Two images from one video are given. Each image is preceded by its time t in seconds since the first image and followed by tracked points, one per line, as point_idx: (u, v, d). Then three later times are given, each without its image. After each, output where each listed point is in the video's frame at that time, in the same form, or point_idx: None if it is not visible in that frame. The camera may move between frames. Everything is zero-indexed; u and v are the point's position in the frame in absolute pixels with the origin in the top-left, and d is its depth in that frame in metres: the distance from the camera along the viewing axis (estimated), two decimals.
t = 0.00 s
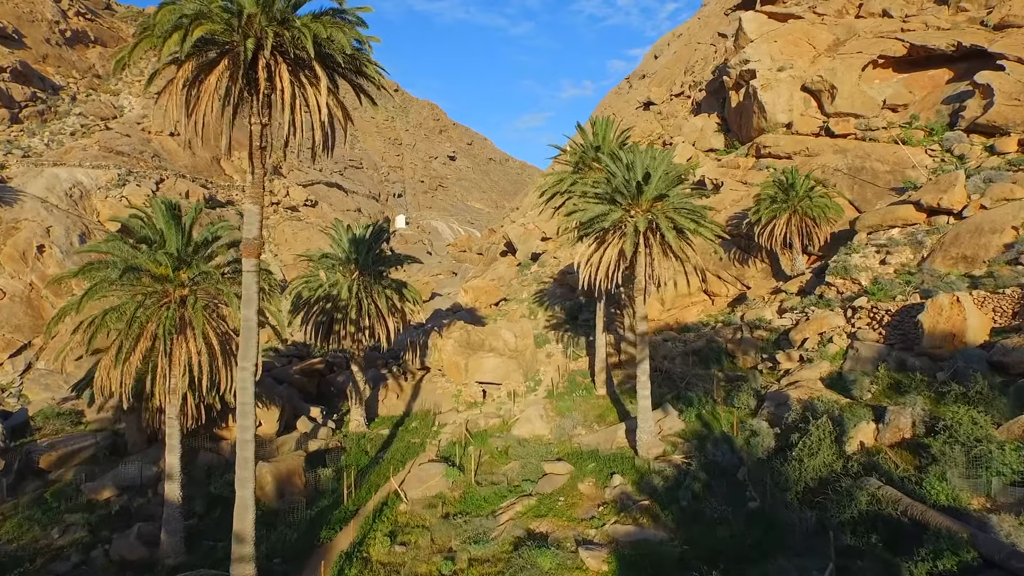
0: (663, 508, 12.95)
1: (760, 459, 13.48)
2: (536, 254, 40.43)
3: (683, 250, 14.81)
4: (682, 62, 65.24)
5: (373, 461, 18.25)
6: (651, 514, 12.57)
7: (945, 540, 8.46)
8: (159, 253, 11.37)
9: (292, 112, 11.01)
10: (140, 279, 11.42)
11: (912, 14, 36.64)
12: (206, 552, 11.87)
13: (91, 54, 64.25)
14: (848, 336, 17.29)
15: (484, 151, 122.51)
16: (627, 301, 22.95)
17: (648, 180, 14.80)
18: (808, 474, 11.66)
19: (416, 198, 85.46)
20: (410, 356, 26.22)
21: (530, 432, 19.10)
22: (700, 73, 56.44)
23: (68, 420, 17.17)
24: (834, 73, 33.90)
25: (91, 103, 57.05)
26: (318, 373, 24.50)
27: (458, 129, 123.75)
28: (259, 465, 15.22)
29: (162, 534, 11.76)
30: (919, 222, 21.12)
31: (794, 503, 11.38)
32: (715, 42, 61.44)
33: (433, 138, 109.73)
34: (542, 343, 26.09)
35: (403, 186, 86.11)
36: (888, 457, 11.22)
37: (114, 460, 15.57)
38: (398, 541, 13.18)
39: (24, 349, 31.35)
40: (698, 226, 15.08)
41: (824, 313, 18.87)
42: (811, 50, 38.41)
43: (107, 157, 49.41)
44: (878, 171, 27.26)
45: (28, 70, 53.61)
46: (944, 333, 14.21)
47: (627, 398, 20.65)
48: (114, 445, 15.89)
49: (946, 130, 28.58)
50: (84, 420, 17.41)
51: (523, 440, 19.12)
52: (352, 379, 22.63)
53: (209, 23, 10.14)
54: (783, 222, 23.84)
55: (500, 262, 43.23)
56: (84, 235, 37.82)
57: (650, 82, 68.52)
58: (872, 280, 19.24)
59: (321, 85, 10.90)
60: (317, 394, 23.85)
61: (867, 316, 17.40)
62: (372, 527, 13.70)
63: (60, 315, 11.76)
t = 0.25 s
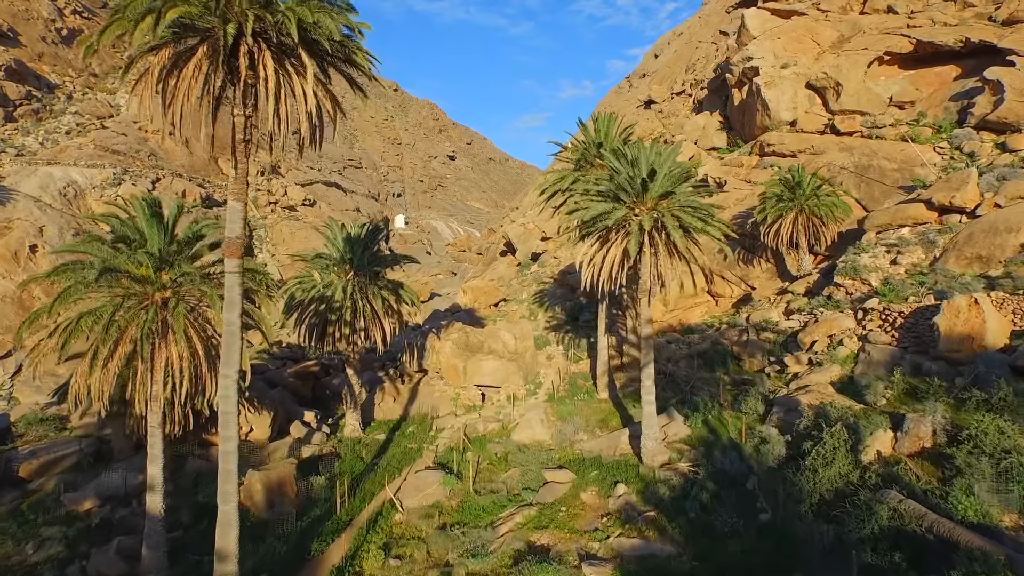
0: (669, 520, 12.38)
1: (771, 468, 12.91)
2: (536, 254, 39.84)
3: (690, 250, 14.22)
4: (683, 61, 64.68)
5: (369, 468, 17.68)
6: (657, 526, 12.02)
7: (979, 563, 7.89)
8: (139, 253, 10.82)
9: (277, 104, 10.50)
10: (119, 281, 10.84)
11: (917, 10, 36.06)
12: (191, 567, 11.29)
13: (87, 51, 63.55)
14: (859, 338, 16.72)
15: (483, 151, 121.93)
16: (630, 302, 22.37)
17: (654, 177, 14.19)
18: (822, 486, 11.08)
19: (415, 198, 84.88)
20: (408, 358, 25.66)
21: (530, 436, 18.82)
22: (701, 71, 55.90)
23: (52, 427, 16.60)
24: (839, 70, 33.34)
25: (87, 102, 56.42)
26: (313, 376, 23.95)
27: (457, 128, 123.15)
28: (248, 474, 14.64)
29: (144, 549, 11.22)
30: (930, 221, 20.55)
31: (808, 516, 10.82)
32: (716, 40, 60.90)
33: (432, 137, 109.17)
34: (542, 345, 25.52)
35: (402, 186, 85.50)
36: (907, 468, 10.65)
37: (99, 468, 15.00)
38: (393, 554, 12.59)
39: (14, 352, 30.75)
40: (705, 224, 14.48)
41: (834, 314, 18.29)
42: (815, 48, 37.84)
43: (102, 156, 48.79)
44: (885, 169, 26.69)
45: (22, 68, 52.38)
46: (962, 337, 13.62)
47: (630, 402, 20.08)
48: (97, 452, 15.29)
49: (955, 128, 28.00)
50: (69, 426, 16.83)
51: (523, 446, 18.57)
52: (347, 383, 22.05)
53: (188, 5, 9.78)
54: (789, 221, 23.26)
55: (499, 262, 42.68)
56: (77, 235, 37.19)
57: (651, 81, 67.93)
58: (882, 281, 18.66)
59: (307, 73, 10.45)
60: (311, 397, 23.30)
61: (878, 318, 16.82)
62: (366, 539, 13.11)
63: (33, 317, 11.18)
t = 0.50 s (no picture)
0: (677, 533, 11.82)
1: (783, 478, 12.35)
2: (537, 254, 39.26)
3: (696, 251, 13.66)
4: (684, 59, 64.08)
5: (364, 475, 17.10)
6: (664, 540, 11.48)
7: None
8: (115, 254, 10.27)
9: (259, 91, 10.40)
10: (94, 282, 10.31)
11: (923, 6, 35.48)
12: None
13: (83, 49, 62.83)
14: (872, 341, 16.15)
15: (483, 150, 121.28)
16: (632, 303, 21.78)
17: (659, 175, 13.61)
18: (839, 498, 10.53)
19: (415, 197, 84.30)
20: (405, 360, 25.10)
21: (531, 442, 18.29)
22: (703, 70, 55.31)
23: (35, 433, 16.01)
24: (845, 66, 32.76)
25: (82, 100, 55.75)
26: (308, 379, 23.39)
27: (456, 128, 122.53)
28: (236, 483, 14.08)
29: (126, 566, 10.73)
30: (942, 220, 19.98)
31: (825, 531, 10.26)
32: (718, 38, 60.32)
33: (432, 137, 108.52)
34: (543, 347, 24.94)
35: (401, 186, 84.84)
36: (930, 480, 10.07)
37: (82, 477, 14.44)
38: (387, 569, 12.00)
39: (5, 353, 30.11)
40: (713, 223, 13.92)
41: (844, 316, 17.71)
42: (819, 44, 37.25)
43: (97, 155, 48.16)
44: (893, 167, 26.13)
45: (17, 66, 51.69)
46: (983, 340, 13.04)
47: (634, 407, 19.50)
48: (80, 460, 14.74)
49: (965, 125, 27.45)
50: (52, 432, 16.24)
51: (524, 452, 17.99)
52: (343, 386, 21.47)
53: None
54: (796, 219, 22.68)
55: (498, 262, 42.09)
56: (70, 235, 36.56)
57: (652, 79, 67.31)
58: (894, 282, 18.09)
59: (290, 61, 10.25)
60: (306, 400, 22.75)
61: (891, 320, 16.25)
62: (359, 552, 12.52)
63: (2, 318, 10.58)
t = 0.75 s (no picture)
0: (685, 548, 11.25)
1: (797, 490, 11.77)
2: (537, 254, 38.68)
3: (706, 251, 13.04)
4: (685, 58, 63.49)
5: (359, 484, 16.50)
6: (672, 555, 10.92)
7: None
8: (92, 255, 9.99)
9: (239, 79, 9.96)
10: (67, 284, 9.91)
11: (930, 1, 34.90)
12: None
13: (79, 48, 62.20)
14: (885, 345, 15.56)
15: (482, 150, 120.62)
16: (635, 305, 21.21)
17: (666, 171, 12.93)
18: (859, 513, 9.92)
19: (414, 197, 83.72)
20: (402, 363, 24.52)
21: (531, 448, 17.71)
22: (704, 68, 54.72)
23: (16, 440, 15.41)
24: (850, 62, 32.16)
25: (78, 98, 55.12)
26: (302, 383, 22.83)
27: (456, 127, 121.93)
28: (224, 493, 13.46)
29: None
30: (955, 218, 19.38)
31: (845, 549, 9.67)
32: (719, 36, 59.74)
33: (431, 136, 107.90)
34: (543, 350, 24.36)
35: (400, 185, 84.20)
36: (957, 495, 9.46)
37: (63, 488, 13.94)
38: None
39: None
40: (723, 223, 13.30)
41: (856, 318, 17.11)
42: (823, 40, 36.64)
43: (92, 154, 47.53)
44: (902, 164, 25.55)
45: (11, 64, 51.14)
46: (1007, 344, 12.44)
47: (638, 412, 18.91)
48: (61, 470, 14.27)
49: (974, 122, 26.89)
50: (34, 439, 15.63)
51: (524, 459, 17.42)
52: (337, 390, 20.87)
53: None
54: (804, 218, 22.06)
55: (498, 262, 41.50)
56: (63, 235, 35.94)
57: (652, 78, 66.74)
58: (907, 283, 17.50)
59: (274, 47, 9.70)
60: (300, 404, 22.20)
61: (906, 323, 15.64)
62: (352, 568, 11.90)
63: None
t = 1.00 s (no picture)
0: (696, 565, 10.68)
1: (813, 502, 11.20)
2: (537, 254, 38.09)
3: (716, 249, 12.47)
4: (686, 56, 62.85)
5: (353, 492, 15.89)
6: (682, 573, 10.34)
7: None
8: (60, 259, 10.03)
9: (216, 62, 9.34)
10: (40, 288, 10.08)
11: None
12: None
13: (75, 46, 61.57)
14: (901, 348, 14.95)
15: (482, 149, 119.92)
16: (639, 306, 20.63)
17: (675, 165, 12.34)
18: (883, 530, 9.31)
19: (413, 196, 83.12)
20: (400, 366, 23.93)
21: (532, 455, 17.13)
22: (706, 66, 54.09)
23: None
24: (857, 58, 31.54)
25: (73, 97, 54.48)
26: (297, 386, 22.27)
27: (455, 127, 121.26)
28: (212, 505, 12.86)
29: None
30: (970, 217, 18.76)
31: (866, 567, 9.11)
32: (721, 35, 59.13)
33: (430, 136, 107.24)
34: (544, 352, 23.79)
35: (400, 185, 83.51)
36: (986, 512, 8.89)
37: (41, 499, 13.56)
38: None
39: None
40: (734, 220, 12.74)
41: (869, 320, 16.51)
42: (828, 37, 36.01)
43: (87, 153, 46.85)
44: (911, 162, 24.95)
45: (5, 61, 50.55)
46: None
47: (642, 417, 18.33)
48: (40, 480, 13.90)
49: (985, 118, 26.32)
50: (15, 447, 15.05)
51: (525, 466, 16.84)
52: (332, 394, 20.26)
53: None
54: (812, 217, 21.45)
55: (498, 262, 40.87)
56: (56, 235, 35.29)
57: (653, 76, 66.15)
58: (922, 284, 16.89)
59: (253, 29, 9.12)
60: (295, 408, 21.64)
61: (922, 325, 15.04)
62: None
63: None
